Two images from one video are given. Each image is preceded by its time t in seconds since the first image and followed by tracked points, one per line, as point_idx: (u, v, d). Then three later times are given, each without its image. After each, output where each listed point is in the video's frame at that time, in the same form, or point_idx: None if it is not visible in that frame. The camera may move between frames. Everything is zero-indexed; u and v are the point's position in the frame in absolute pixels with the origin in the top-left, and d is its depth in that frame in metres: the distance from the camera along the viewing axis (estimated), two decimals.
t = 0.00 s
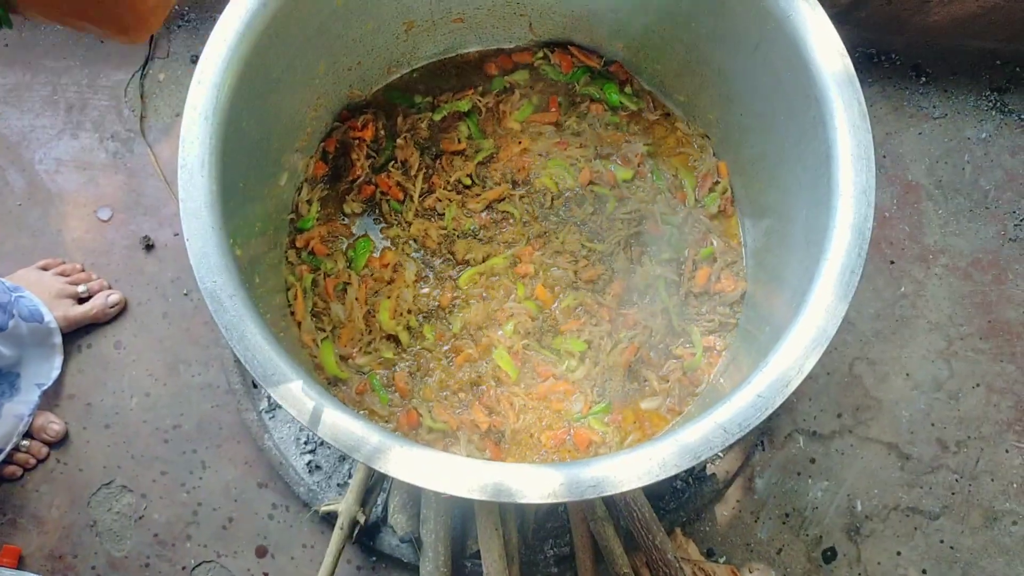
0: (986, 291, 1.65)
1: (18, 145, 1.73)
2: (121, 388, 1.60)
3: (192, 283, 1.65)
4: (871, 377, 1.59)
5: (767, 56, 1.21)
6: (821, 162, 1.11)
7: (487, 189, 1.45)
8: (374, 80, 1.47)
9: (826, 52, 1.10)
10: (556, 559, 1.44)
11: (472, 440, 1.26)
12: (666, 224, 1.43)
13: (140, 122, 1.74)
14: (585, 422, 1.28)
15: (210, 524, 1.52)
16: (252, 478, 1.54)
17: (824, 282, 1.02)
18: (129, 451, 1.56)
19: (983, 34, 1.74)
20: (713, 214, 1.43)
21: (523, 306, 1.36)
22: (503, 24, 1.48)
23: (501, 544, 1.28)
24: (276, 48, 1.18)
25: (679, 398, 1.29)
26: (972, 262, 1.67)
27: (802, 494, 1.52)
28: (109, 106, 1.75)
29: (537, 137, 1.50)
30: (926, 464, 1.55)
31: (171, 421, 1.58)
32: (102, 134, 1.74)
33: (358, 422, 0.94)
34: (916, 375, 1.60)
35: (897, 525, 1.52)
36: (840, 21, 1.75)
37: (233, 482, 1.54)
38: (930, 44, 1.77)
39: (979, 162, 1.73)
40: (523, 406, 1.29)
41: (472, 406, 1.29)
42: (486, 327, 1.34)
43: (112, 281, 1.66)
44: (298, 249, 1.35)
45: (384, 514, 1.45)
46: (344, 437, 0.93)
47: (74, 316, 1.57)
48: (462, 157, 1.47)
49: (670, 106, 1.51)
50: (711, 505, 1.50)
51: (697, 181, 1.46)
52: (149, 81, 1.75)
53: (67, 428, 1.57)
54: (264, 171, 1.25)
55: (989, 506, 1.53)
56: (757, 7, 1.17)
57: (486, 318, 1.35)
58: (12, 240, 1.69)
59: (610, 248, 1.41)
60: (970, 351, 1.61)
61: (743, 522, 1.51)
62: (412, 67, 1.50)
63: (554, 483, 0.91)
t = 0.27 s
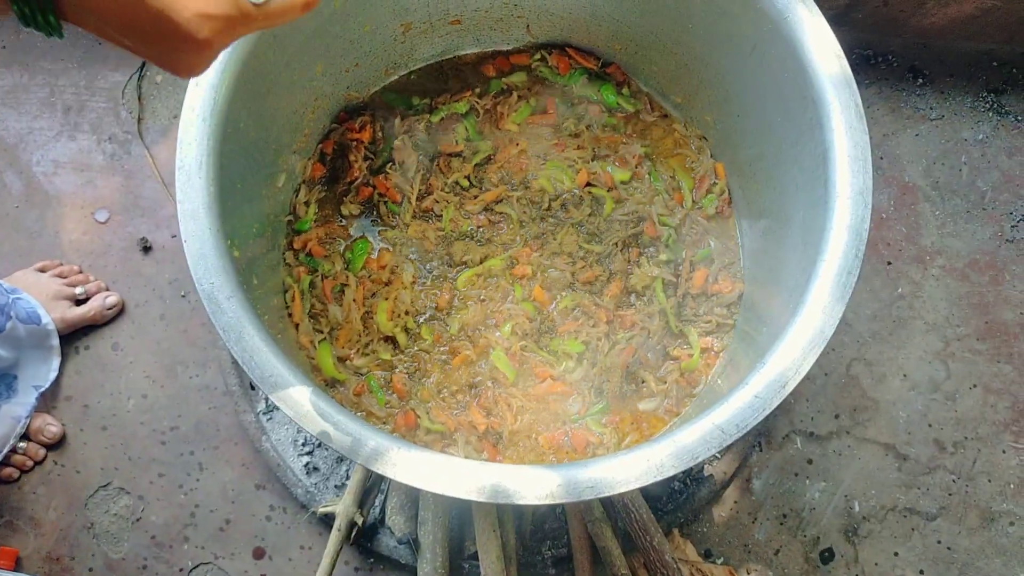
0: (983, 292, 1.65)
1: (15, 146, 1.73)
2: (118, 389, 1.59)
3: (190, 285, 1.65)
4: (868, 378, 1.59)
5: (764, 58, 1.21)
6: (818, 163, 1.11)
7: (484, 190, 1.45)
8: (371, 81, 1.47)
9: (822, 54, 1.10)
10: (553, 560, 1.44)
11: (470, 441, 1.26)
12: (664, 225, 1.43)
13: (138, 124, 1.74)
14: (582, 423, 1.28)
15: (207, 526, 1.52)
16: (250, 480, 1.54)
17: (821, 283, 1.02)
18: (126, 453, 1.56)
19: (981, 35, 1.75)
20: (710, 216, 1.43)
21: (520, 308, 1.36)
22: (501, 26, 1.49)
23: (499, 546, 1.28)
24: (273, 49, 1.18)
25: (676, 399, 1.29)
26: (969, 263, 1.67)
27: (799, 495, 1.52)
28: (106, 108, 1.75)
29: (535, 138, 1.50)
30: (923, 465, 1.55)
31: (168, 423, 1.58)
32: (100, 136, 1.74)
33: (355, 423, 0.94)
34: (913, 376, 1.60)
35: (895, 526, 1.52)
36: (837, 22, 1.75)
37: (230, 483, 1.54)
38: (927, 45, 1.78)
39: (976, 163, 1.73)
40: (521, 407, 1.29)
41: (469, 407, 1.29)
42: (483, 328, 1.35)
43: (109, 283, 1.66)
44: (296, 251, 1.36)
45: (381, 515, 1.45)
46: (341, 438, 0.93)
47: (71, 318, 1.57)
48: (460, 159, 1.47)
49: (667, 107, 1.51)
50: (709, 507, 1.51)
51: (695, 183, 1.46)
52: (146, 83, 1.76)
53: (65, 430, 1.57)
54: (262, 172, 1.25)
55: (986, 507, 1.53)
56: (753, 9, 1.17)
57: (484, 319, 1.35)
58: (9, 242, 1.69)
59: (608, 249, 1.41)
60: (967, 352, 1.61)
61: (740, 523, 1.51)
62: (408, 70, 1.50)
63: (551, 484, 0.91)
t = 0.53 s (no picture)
0: (983, 289, 1.65)
1: (14, 141, 1.73)
2: (118, 385, 1.59)
3: (190, 280, 1.65)
4: (867, 375, 1.60)
5: (764, 54, 1.21)
6: (819, 160, 1.11)
7: (484, 186, 1.45)
8: (371, 77, 1.47)
9: (823, 50, 1.10)
10: (553, 556, 1.44)
11: (470, 437, 1.26)
12: (664, 222, 1.43)
13: (137, 119, 1.73)
14: (582, 419, 1.28)
15: (207, 521, 1.52)
16: (250, 475, 1.54)
17: (822, 279, 1.02)
18: (126, 448, 1.56)
19: (979, 33, 1.75)
20: (711, 212, 1.43)
21: (520, 304, 1.36)
22: (500, 22, 1.48)
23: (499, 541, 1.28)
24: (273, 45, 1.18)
25: (676, 395, 1.29)
26: (969, 260, 1.67)
27: (799, 491, 1.52)
28: (106, 104, 1.75)
29: (535, 135, 1.50)
30: (922, 462, 1.55)
31: (168, 419, 1.58)
32: (99, 131, 1.73)
33: (356, 418, 0.94)
34: (913, 373, 1.60)
35: (894, 523, 1.52)
36: (838, 19, 1.75)
37: (230, 479, 1.54)
38: (926, 43, 1.78)
39: (976, 161, 1.73)
40: (521, 403, 1.29)
41: (469, 403, 1.29)
42: (483, 324, 1.34)
43: (109, 279, 1.66)
44: (296, 246, 1.35)
45: (381, 511, 1.44)
46: (341, 433, 0.93)
47: (71, 313, 1.57)
48: (460, 155, 1.47)
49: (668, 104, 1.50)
50: (708, 503, 1.51)
51: (695, 179, 1.46)
52: (146, 78, 1.75)
53: (64, 425, 1.57)
54: (262, 168, 1.25)
55: (986, 504, 1.53)
56: (754, 5, 1.17)
57: (484, 315, 1.35)
58: (9, 237, 1.69)
59: (608, 245, 1.41)
60: (967, 349, 1.62)
61: (740, 519, 1.51)
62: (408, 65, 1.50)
63: (551, 480, 0.91)
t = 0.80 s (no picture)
0: (982, 291, 1.65)
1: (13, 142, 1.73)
2: (117, 386, 1.59)
3: (189, 281, 1.65)
4: (867, 376, 1.60)
5: (764, 55, 1.21)
6: (818, 161, 1.11)
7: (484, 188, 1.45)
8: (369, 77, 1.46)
9: (824, 52, 1.10)
10: (552, 558, 1.44)
11: (469, 438, 1.26)
12: (664, 223, 1.43)
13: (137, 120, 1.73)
14: (581, 421, 1.28)
15: (206, 523, 1.52)
16: (248, 477, 1.54)
17: (821, 280, 1.02)
18: (125, 450, 1.56)
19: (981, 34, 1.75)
20: (710, 213, 1.43)
21: (520, 305, 1.36)
22: (502, 23, 1.47)
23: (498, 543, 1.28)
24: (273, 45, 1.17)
25: (675, 397, 1.29)
26: (968, 262, 1.67)
27: (798, 493, 1.52)
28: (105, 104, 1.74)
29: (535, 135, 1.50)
30: (922, 463, 1.55)
31: (167, 420, 1.57)
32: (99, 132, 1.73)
33: (355, 419, 0.94)
34: (912, 375, 1.60)
35: (893, 525, 1.52)
36: (837, 21, 1.75)
37: (229, 480, 1.54)
38: (926, 44, 1.78)
39: (975, 162, 1.73)
40: (521, 404, 1.29)
41: (468, 405, 1.28)
42: (483, 325, 1.34)
43: (108, 280, 1.66)
44: (295, 248, 1.36)
45: (380, 512, 1.45)
46: (340, 435, 0.92)
47: (70, 314, 1.57)
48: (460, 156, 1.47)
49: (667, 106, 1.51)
50: (708, 505, 1.51)
51: (695, 180, 1.46)
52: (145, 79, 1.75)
53: (62, 427, 1.56)
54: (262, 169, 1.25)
55: (985, 506, 1.53)
56: (755, 7, 1.17)
57: (483, 316, 1.35)
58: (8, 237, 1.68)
59: (607, 247, 1.41)
60: (966, 351, 1.62)
61: (740, 521, 1.51)
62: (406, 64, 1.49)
63: (551, 481, 0.91)
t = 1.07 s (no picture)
0: (982, 293, 1.65)
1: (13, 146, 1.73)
2: (117, 390, 1.59)
3: (189, 285, 1.65)
4: (867, 379, 1.59)
5: (764, 58, 1.21)
6: (818, 164, 1.11)
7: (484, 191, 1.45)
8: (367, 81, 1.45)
9: (823, 55, 1.10)
10: (553, 561, 1.44)
11: (468, 442, 1.25)
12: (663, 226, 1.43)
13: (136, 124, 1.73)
14: (581, 424, 1.28)
15: (205, 527, 1.52)
16: (248, 480, 1.54)
17: (821, 284, 1.02)
18: (125, 453, 1.56)
19: (979, 36, 1.75)
20: (711, 216, 1.44)
21: (520, 308, 1.36)
22: (501, 26, 1.47)
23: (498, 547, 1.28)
24: (272, 48, 1.17)
25: (675, 400, 1.29)
26: (968, 264, 1.67)
27: (799, 496, 1.52)
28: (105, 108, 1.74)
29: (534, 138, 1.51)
30: (922, 466, 1.55)
31: (167, 424, 1.57)
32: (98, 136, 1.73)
33: (355, 424, 0.93)
34: (912, 377, 1.60)
35: (894, 527, 1.52)
36: (837, 23, 1.75)
37: (229, 484, 1.54)
38: (926, 46, 1.78)
39: (975, 164, 1.73)
40: (521, 408, 1.29)
41: (469, 408, 1.28)
42: (483, 328, 1.34)
43: (108, 284, 1.66)
44: (295, 251, 1.36)
45: (381, 516, 1.44)
46: (341, 440, 0.92)
47: (70, 318, 1.57)
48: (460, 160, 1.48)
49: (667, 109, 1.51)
50: (708, 507, 1.50)
51: (694, 183, 1.46)
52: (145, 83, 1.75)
53: (62, 431, 1.56)
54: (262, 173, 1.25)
55: (986, 508, 1.53)
56: (754, 9, 1.17)
57: (483, 320, 1.35)
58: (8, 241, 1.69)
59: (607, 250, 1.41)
60: (966, 353, 1.61)
61: (741, 523, 1.51)
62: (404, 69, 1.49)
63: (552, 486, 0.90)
